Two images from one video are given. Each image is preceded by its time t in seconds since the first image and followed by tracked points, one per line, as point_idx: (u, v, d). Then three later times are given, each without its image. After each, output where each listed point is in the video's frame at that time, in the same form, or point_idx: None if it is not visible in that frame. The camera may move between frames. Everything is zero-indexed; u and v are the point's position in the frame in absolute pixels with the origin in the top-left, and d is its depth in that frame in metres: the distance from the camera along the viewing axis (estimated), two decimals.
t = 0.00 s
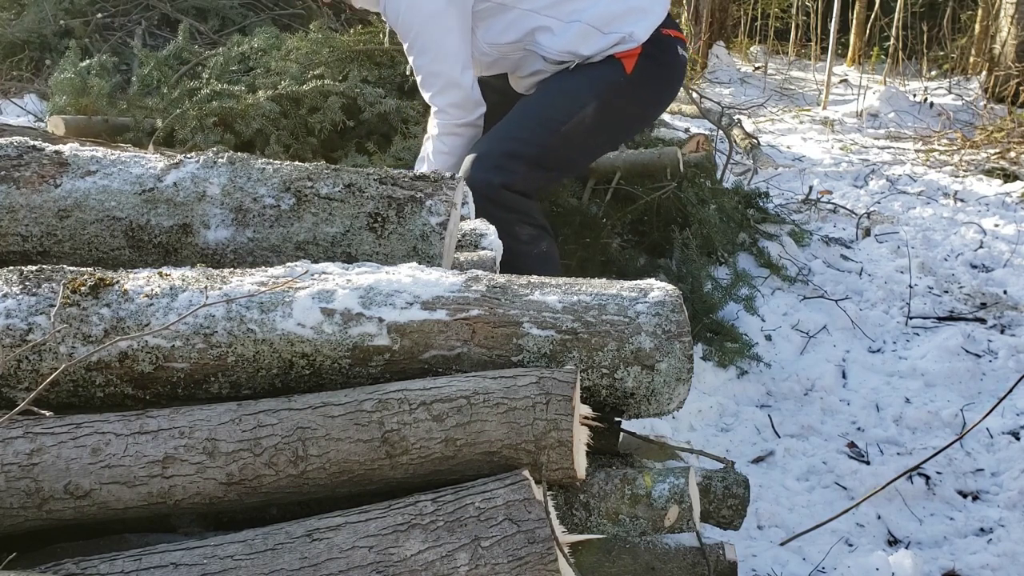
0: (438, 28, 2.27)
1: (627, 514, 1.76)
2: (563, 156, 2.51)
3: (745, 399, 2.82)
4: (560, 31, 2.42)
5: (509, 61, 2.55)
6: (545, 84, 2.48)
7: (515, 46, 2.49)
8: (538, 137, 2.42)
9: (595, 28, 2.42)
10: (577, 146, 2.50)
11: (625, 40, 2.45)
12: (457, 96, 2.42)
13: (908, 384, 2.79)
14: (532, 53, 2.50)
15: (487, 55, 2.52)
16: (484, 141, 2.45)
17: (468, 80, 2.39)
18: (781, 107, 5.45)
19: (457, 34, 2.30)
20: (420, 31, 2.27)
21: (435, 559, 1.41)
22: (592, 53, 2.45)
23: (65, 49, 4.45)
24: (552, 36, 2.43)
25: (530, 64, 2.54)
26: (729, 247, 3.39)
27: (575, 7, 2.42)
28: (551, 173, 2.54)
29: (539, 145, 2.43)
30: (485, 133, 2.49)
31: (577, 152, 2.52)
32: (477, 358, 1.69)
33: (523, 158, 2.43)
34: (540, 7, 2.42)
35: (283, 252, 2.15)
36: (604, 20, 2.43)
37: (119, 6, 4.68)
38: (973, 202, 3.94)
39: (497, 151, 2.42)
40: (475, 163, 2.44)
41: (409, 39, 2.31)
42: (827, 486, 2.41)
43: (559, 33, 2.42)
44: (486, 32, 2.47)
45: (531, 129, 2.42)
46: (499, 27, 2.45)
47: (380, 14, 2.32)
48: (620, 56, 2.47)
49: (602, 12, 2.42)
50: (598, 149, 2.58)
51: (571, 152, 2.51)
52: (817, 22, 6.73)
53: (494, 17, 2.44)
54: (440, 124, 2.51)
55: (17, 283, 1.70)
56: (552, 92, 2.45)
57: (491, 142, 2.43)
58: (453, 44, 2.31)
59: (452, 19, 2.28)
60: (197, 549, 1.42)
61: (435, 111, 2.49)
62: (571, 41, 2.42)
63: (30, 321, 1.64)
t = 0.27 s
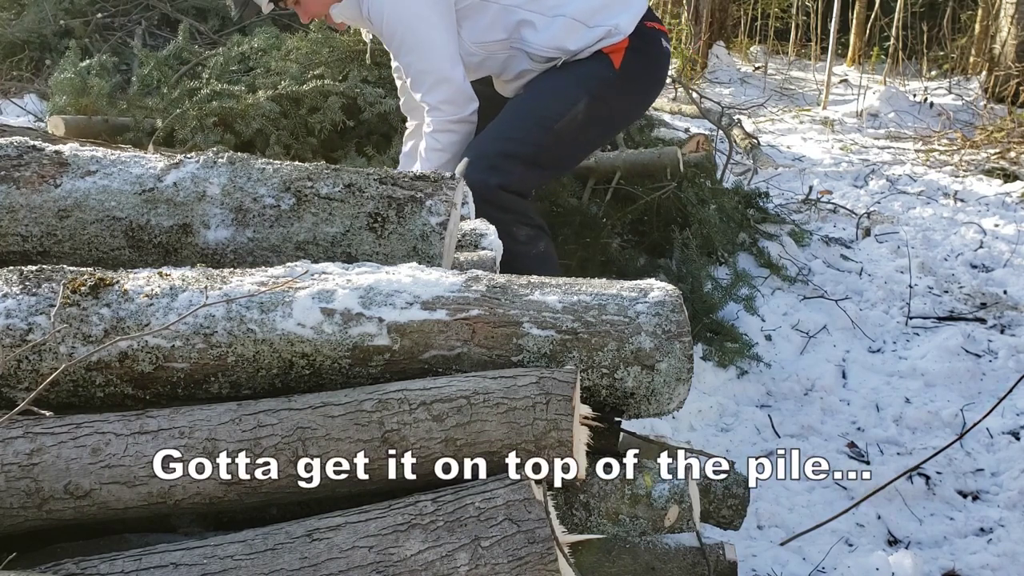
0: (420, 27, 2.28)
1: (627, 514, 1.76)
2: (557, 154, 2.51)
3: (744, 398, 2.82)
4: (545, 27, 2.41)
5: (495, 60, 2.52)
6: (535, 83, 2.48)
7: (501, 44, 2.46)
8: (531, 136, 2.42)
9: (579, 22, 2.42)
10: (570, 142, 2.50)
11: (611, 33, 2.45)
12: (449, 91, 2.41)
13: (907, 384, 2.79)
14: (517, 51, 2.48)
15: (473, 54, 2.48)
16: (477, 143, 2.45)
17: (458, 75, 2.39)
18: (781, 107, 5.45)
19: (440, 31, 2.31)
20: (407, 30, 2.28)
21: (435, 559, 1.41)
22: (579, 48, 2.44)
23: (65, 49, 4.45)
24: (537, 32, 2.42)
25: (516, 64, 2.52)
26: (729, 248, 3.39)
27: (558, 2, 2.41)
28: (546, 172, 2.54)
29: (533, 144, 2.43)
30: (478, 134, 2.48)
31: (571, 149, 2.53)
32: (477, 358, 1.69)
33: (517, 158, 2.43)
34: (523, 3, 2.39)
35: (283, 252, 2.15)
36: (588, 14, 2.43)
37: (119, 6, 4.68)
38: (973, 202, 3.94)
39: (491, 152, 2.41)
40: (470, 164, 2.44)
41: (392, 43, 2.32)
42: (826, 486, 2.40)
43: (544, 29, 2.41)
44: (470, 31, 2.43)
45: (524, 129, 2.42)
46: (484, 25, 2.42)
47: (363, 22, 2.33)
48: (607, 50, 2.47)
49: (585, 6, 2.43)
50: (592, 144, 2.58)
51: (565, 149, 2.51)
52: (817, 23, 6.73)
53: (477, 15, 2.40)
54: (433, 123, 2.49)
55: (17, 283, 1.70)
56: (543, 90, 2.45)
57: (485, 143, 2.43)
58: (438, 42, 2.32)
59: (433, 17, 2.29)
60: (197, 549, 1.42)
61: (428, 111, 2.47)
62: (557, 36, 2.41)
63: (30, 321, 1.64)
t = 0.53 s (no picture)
0: (419, 31, 2.28)
1: (627, 514, 1.77)
2: (550, 161, 2.51)
3: (744, 399, 2.82)
4: (541, 37, 2.41)
5: (490, 69, 2.52)
6: (530, 88, 2.47)
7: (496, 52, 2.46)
8: (526, 142, 2.42)
9: (575, 32, 2.42)
10: (563, 149, 2.51)
11: (607, 43, 2.45)
12: (446, 97, 2.40)
13: (907, 384, 2.79)
14: (513, 60, 2.48)
15: (468, 62, 2.49)
16: (471, 145, 2.43)
17: (455, 80, 2.39)
18: (781, 107, 5.45)
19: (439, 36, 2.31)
20: (406, 35, 2.28)
21: (435, 559, 1.41)
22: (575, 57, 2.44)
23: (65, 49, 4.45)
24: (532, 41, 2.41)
25: (510, 73, 2.52)
26: (729, 248, 3.39)
27: (554, 12, 2.41)
28: (538, 177, 2.54)
29: (527, 149, 2.43)
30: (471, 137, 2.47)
31: (564, 156, 2.53)
32: (477, 358, 1.69)
33: (511, 162, 2.43)
34: (518, 12, 2.40)
35: (283, 252, 2.15)
36: (584, 24, 2.43)
37: (119, 6, 4.68)
38: (973, 202, 3.94)
39: (486, 155, 2.40)
40: (464, 167, 2.43)
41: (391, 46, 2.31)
42: (826, 486, 2.40)
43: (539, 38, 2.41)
44: (465, 38, 2.44)
45: (519, 133, 2.41)
46: (479, 33, 2.43)
47: (361, 26, 2.33)
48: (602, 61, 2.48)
49: (581, 16, 2.42)
50: (584, 152, 2.59)
51: (558, 155, 2.51)
52: (817, 23, 6.73)
53: (473, 22, 2.41)
54: (429, 128, 2.49)
55: (17, 283, 1.70)
56: (539, 96, 2.44)
57: (479, 146, 2.41)
58: (436, 47, 2.32)
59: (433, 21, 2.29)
60: (197, 549, 1.42)
61: (424, 115, 2.47)
62: (553, 46, 2.40)
63: (30, 321, 1.64)
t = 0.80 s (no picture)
0: (440, 23, 2.25)
1: (627, 514, 1.77)
2: (549, 171, 2.51)
3: (744, 399, 2.82)
4: (560, 45, 2.40)
5: (503, 70, 2.51)
6: (537, 98, 2.46)
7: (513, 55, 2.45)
8: (526, 151, 2.42)
9: (593, 46, 2.41)
10: (564, 162, 2.51)
11: (622, 62, 2.46)
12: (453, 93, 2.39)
13: (907, 384, 2.79)
14: (528, 64, 2.47)
15: (483, 61, 2.47)
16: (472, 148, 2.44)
17: (465, 78, 2.38)
18: (781, 107, 5.45)
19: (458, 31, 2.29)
20: (423, 23, 2.24)
21: (435, 559, 1.41)
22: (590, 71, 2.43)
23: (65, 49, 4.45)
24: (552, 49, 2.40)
25: (523, 78, 2.50)
26: (729, 248, 3.39)
27: (575, 23, 2.41)
28: (536, 185, 2.54)
29: (527, 158, 2.43)
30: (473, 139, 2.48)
31: (564, 168, 2.53)
32: (477, 358, 1.69)
33: (509, 169, 2.43)
34: (541, 17, 2.38)
35: (283, 252, 2.15)
36: (603, 38, 2.43)
37: (119, 6, 4.68)
38: (973, 202, 3.94)
39: (484, 159, 2.41)
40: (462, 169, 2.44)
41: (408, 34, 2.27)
42: (826, 486, 2.40)
43: (558, 47, 2.40)
44: (484, 35, 2.42)
45: (520, 142, 2.41)
46: (499, 33, 2.41)
47: (376, 8, 2.28)
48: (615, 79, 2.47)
49: (601, 31, 2.43)
50: (586, 166, 2.58)
51: (557, 167, 2.51)
52: (817, 23, 6.73)
53: (494, 21, 2.39)
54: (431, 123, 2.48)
55: (17, 283, 1.70)
56: (544, 106, 2.43)
57: (479, 150, 2.42)
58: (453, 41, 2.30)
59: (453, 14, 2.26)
60: (197, 549, 1.42)
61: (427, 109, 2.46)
62: (570, 55, 2.39)
63: (30, 321, 1.64)
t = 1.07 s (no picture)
0: None
1: (627, 514, 1.77)
2: (559, 162, 2.50)
3: (744, 399, 2.82)
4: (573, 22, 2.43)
5: (519, 42, 2.52)
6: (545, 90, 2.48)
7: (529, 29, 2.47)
8: (534, 143, 2.42)
9: (606, 25, 2.44)
10: (574, 152, 2.50)
11: (632, 45, 2.47)
12: (490, 46, 2.36)
13: (908, 384, 2.79)
14: (542, 37, 2.49)
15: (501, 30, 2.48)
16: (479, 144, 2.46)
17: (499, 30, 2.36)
18: (781, 107, 5.45)
19: None
20: None
21: (435, 559, 1.41)
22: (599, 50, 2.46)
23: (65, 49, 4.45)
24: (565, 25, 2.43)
25: (536, 51, 2.53)
26: (729, 248, 3.39)
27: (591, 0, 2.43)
28: (547, 180, 2.54)
29: (534, 150, 2.43)
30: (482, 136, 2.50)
31: (574, 158, 2.52)
32: (476, 358, 1.69)
33: (517, 163, 2.44)
34: None
35: (283, 252, 2.15)
36: (617, 18, 2.45)
37: (119, 6, 4.68)
38: (973, 202, 3.94)
39: (492, 155, 2.43)
40: (470, 167, 2.45)
41: None
42: (826, 486, 2.40)
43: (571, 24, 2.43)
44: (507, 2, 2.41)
45: (526, 134, 2.42)
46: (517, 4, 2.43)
47: None
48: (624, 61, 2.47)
49: (616, 11, 2.44)
50: (596, 156, 2.57)
51: (567, 158, 2.51)
52: (817, 23, 6.74)
53: None
54: (467, 80, 2.43)
55: (17, 283, 1.70)
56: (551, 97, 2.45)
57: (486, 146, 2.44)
58: None
59: None
60: (197, 549, 1.42)
61: (463, 66, 2.41)
62: (581, 32, 2.43)
63: (30, 321, 1.64)
